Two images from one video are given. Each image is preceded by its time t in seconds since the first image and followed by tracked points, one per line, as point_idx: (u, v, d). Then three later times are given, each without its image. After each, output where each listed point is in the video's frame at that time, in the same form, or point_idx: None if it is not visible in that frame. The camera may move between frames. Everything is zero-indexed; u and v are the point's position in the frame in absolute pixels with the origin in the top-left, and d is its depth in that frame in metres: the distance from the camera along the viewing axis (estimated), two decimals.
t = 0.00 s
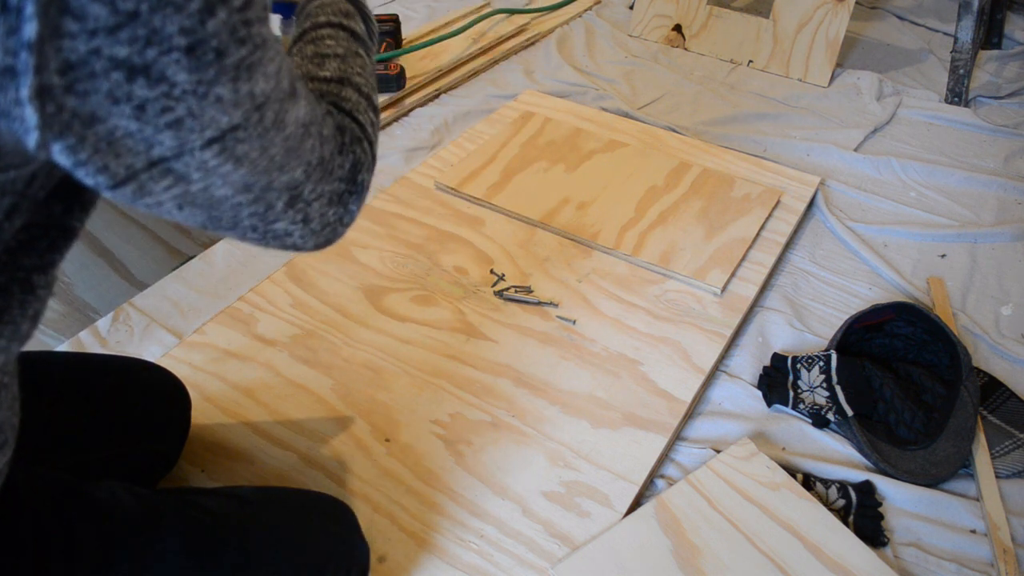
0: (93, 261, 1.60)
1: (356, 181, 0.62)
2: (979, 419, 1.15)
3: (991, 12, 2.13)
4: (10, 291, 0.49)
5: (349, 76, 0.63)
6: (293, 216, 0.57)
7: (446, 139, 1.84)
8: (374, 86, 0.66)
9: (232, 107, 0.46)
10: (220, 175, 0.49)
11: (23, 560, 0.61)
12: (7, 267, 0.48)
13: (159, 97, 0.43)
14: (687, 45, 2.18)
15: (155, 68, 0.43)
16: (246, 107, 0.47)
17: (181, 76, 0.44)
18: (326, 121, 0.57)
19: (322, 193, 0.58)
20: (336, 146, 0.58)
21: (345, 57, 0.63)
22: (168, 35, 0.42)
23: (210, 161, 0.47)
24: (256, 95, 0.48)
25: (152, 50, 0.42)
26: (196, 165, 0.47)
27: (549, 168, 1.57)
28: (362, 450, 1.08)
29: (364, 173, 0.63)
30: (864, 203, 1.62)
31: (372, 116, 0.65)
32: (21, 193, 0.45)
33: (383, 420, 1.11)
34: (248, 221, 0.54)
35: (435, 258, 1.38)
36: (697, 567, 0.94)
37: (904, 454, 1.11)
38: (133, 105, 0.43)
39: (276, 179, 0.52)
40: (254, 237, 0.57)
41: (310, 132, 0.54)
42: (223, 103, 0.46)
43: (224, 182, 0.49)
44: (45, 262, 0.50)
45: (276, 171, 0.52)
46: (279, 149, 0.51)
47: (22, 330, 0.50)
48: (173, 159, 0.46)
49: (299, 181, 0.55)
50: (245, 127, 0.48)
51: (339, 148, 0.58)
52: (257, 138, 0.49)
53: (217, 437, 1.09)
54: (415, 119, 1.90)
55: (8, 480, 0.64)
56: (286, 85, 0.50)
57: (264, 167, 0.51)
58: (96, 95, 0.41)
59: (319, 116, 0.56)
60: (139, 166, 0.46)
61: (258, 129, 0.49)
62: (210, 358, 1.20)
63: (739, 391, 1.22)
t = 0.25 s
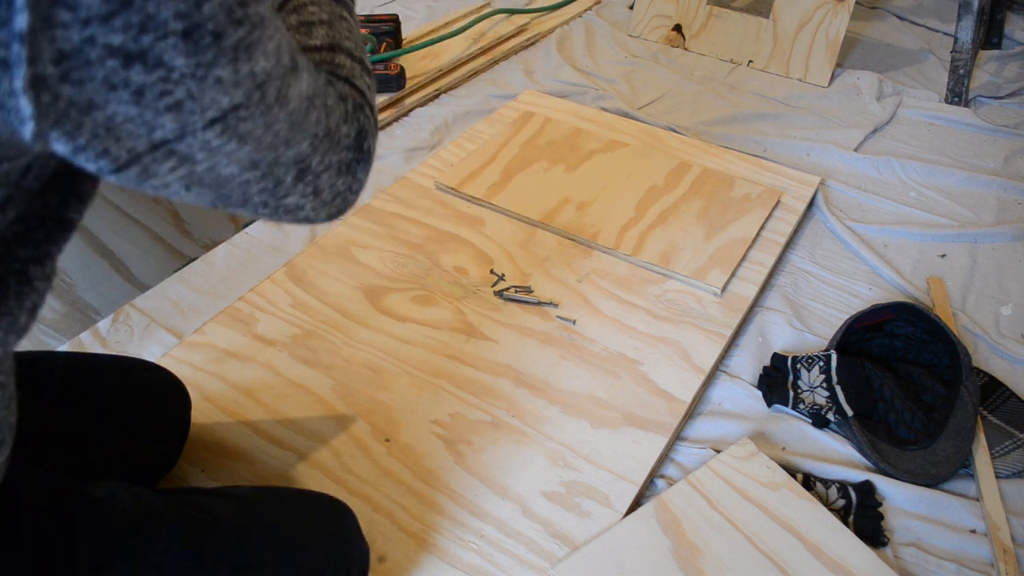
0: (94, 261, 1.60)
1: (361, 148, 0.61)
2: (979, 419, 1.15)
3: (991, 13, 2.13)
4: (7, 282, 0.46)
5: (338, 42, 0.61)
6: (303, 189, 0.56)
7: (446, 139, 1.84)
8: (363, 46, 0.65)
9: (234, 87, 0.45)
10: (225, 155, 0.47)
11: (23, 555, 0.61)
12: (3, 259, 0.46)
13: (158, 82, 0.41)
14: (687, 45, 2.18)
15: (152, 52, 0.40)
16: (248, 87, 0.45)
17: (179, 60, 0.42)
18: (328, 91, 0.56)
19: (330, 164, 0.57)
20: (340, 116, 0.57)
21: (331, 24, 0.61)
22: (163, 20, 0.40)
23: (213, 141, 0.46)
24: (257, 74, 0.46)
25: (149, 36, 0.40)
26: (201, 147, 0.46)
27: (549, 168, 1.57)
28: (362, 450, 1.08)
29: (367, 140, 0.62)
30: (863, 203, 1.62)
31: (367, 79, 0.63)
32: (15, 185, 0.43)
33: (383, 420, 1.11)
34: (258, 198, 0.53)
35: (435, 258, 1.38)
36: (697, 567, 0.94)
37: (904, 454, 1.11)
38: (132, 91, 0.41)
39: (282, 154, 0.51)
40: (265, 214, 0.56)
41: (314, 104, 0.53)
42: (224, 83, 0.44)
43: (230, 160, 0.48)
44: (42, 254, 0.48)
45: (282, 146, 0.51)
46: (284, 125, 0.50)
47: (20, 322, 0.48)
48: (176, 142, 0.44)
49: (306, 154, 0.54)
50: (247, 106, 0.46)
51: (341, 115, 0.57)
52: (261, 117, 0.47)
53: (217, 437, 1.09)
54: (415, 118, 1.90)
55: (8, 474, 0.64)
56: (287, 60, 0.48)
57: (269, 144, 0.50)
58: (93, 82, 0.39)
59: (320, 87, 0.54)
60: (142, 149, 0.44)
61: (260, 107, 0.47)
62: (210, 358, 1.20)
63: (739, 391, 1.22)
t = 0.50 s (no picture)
0: (93, 260, 1.58)
1: (361, 130, 0.60)
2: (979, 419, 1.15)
3: (991, 13, 2.13)
4: (4, 278, 0.46)
5: (336, 20, 0.59)
6: (301, 172, 0.55)
7: (446, 139, 1.84)
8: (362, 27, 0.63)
9: (228, 72, 0.45)
10: (222, 141, 0.47)
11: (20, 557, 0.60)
12: None
13: (152, 71, 0.41)
14: (687, 45, 2.18)
15: (145, 41, 0.40)
16: (242, 72, 0.46)
17: (172, 48, 0.42)
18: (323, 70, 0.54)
19: (326, 146, 0.56)
20: (337, 96, 0.56)
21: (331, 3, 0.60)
22: (155, 9, 0.40)
23: (210, 128, 0.46)
24: (251, 60, 0.46)
25: (140, 26, 0.40)
26: (197, 133, 0.45)
27: (549, 168, 1.57)
28: (362, 450, 1.08)
29: (366, 121, 0.60)
30: (863, 203, 1.62)
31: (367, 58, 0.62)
32: (9, 180, 0.43)
33: (383, 420, 1.11)
34: (256, 183, 0.52)
35: (435, 258, 1.38)
36: (697, 567, 0.94)
37: (904, 455, 1.11)
38: (125, 81, 0.41)
39: (279, 138, 0.51)
40: (263, 198, 0.55)
41: (311, 86, 0.52)
42: (217, 68, 0.44)
43: (227, 147, 0.48)
44: (38, 249, 0.48)
45: (278, 130, 0.50)
46: (280, 108, 0.49)
47: (17, 317, 0.48)
48: (172, 130, 0.44)
49: (302, 136, 0.53)
50: (242, 91, 0.46)
51: (340, 96, 0.56)
52: (257, 101, 0.47)
53: (217, 437, 1.09)
54: (415, 118, 1.90)
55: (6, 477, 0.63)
56: (280, 41, 0.48)
57: (266, 128, 0.49)
58: (86, 74, 0.39)
59: (318, 69, 0.53)
60: (138, 138, 0.44)
61: (256, 91, 0.47)
62: (210, 358, 1.20)
63: (739, 390, 1.22)
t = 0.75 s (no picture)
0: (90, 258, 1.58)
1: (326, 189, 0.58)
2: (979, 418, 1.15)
3: (991, 13, 2.13)
4: None
5: (336, 75, 0.58)
6: (254, 223, 0.53)
7: (446, 139, 1.84)
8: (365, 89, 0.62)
9: (200, 110, 0.45)
10: (183, 180, 0.46)
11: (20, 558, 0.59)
12: None
13: (127, 99, 0.42)
14: (687, 45, 2.19)
15: (122, 68, 0.41)
16: (214, 109, 0.45)
17: (148, 77, 0.42)
18: (298, 124, 0.53)
19: (286, 201, 0.54)
20: (306, 153, 0.54)
21: (336, 59, 0.58)
22: (136, 34, 0.41)
23: (176, 166, 0.45)
24: (224, 97, 0.46)
25: (119, 49, 0.40)
26: (161, 168, 0.45)
27: (549, 168, 1.57)
28: (362, 450, 1.08)
29: (331, 182, 0.59)
30: (863, 203, 1.62)
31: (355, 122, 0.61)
32: None
33: (383, 420, 1.11)
34: (208, 225, 0.51)
35: (435, 258, 1.38)
36: (697, 567, 0.94)
37: (904, 455, 1.11)
38: (98, 107, 0.41)
39: (238, 184, 0.49)
40: (212, 239, 0.54)
41: (279, 137, 0.51)
42: (190, 105, 0.44)
43: (185, 186, 0.47)
44: (26, 263, 0.48)
45: (240, 177, 0.49)
46: (245, 154, 0.48)
47: (6, 331, 0.48)
48: (138, 162, 0.44)
49: (262, 186, 0.51)
50: (211, 131, 0.46)
51: (313, 152, 0.55)
52: (224, 143, 0.47)
53: (217, 437, 1.09)
54: (415, 118, 1.90)
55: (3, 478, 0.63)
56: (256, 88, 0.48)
57: (228, 173, 0.48)
58: (63, 94, 0.40)
59: (293, 120, 0.52)
60: (102, 167, 0.44)
61: (225, 133, 0.47)
62: (210, 357, 1.20)
63: (739, 391, 1.22)
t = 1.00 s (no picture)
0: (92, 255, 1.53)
1: (309, 211, 0.63)
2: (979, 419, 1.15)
3: (991, 12, 2.13)
4: None
5: (330, 106, 0.66)
6: (240, 238, 0.57)
7: (446, 139, 1.84)
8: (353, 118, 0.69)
9: (193, 123, 0.48)
10: (174, 194, 0.50)
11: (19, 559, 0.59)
12: None
13: (121, 111, 0.44)
14: (687, 45, 2.19)
15: (118, 79, 0.44)
16: (206, 123, 0.49)
17: (142, 88, 0.45)
18: (286, 145, 0.58)
19: (271, 217, 0.59)
20: (292, 172, 0.59)
21: (333, 88, 0.67)
22: (132, 45, 0.44)
23: (166, 179, 0.48)
24: (216, 111, 0.50)
25: (115, 59, 0.43)
26: (152, 181, 0.48)
27: (549, 168, 1.57)
28: (362, 450, 1.08)
29: (316, 204, 0.64)
30: (863, 203, 1.62)
31: (341, 149, 0.67)
32: None
33: (383, 420, 1.11)
34: (194, 238, 0.54)
35: (435, 258, 1.38)
36: (697, 567, 0.94)
37: (904, 455, 1.11)
38: (93, 117, 0.44)
39: (227, 200, 0.53)
40: (196, 252, 0.57)
41: (266, 154, 0.55)
42: (184, 119, 0.48)
43: (175, 200, 0.50)
44: (22, 268, 0.47)
45: (228, 191, 0.53)
46: (235, 170, 0.52)
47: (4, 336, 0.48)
48: (129, 175, 0.47)
49: (249, 203, 0.56)
50: (203, 144, 0.49)
51: (298, 173, 0.60)
52: (214, 158, 0.51)
53: (217, 437, 1.09)
54: (415, 118, 1.90)
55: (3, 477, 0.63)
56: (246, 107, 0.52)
57: (217, 188, 0.52)
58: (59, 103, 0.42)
59: (279, 139, 0.57)
60: (92, 176, 0.46)
61: (216, 147, 0.50)
62: (210, 357, 1.20)
63: (739, 391, 1.23)
